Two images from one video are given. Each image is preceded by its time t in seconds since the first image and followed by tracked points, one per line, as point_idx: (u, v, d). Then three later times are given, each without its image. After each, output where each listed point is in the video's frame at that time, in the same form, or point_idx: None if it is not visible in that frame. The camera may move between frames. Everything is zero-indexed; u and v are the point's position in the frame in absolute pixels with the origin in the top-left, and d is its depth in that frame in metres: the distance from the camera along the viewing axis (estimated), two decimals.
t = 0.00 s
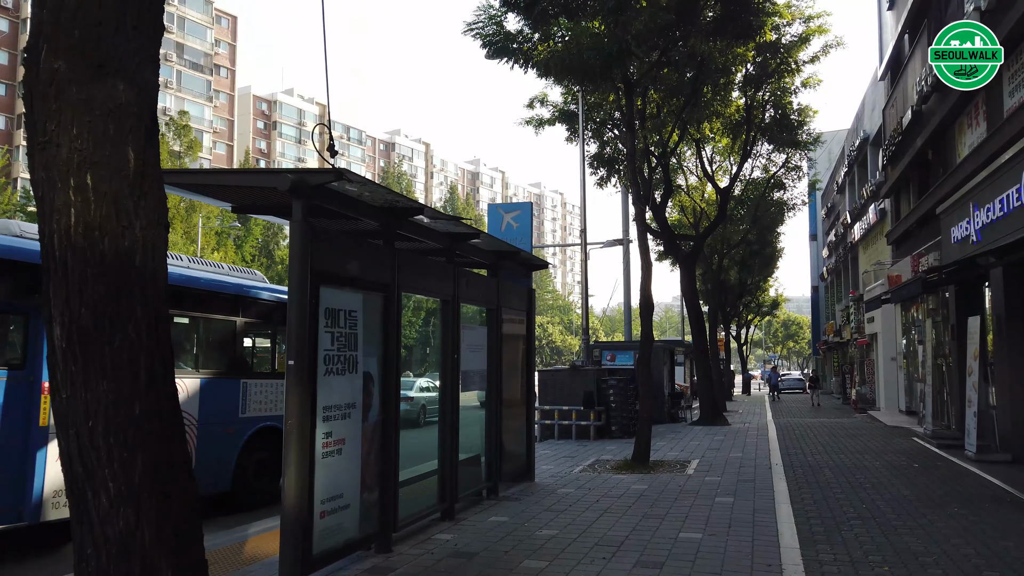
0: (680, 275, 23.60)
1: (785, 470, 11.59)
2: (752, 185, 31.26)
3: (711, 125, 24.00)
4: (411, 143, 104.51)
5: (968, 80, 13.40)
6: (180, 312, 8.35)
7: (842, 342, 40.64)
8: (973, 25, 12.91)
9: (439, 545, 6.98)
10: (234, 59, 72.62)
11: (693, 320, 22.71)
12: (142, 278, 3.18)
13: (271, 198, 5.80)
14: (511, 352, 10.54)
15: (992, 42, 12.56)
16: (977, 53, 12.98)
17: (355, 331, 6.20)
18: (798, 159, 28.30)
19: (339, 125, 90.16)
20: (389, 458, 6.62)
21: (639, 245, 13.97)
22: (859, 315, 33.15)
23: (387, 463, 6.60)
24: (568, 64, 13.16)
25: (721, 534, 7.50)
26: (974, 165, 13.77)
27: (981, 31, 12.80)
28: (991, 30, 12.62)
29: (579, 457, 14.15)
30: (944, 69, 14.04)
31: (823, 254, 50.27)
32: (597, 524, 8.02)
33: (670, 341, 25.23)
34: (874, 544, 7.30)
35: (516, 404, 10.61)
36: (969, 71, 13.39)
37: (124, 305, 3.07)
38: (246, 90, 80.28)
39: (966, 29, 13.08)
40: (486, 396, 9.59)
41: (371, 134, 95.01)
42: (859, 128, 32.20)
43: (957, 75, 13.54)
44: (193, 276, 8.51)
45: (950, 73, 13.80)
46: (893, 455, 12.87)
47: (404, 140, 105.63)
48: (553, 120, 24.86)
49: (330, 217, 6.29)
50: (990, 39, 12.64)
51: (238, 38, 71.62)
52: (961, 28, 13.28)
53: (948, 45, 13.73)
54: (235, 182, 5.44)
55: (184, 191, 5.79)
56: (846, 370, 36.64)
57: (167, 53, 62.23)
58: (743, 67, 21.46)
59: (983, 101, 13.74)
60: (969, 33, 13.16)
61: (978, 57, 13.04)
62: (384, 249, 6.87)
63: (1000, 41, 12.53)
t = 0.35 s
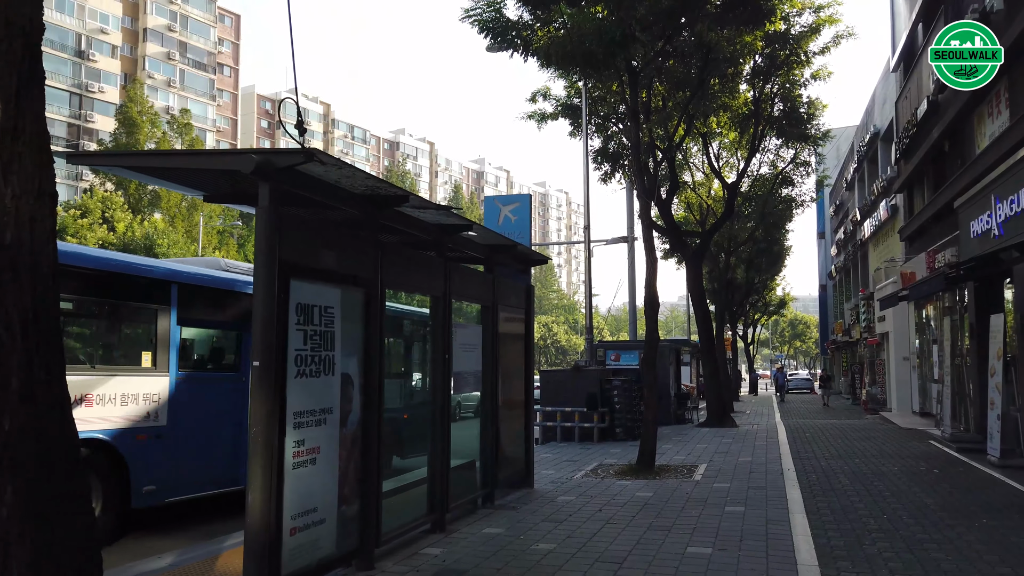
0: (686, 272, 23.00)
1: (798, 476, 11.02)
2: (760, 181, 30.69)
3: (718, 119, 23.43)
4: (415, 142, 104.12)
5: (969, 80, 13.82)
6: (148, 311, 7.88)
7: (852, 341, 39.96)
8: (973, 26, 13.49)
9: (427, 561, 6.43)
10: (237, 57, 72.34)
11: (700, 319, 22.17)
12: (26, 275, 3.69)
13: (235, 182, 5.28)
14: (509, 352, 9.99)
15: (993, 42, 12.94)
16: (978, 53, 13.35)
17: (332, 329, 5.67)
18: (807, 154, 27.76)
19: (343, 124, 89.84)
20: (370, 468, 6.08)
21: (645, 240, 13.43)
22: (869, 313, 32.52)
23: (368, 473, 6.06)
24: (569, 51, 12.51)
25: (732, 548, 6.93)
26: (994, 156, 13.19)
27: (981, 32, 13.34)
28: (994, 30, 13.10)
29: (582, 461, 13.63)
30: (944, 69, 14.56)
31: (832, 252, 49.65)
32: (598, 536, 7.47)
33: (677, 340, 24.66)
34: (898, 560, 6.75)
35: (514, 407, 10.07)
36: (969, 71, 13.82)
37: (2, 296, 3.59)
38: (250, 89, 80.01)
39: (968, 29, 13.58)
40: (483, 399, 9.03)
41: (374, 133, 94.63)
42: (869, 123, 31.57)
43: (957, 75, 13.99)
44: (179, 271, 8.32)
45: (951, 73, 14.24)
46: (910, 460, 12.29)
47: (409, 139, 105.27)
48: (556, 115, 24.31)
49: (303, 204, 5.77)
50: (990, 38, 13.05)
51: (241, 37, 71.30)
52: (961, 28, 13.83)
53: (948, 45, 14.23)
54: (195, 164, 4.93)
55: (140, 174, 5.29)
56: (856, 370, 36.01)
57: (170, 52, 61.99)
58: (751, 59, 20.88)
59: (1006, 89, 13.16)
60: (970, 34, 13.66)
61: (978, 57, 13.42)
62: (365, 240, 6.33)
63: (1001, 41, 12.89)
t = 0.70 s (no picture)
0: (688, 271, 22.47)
1: (803, 483, 10.50)
2: (762, 179, 30.23)
3: (719, 114, 22.97)
4: (416, 142, 103.79)
5: (968, 81, 14.14)
6: (111, 313, 7.37)
7: (855, 342, 39.47)
8: (973, 26, 13.76)
9: None
10: (236, 56, 72.02)
11: (701, 318, 21.67)
12: None
13: (189, 169, 4.80)
14: (500, 353, 9.50)
15: (992, 43, 13.17)
16: (977, 53, 13.65)
17: (297, 329, 5.18)
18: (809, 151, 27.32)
19: (343, 123, 89.55)
20: (341, 481, 5.59)
21: (643, 237, 12.97)
22: (873, 313, 31.98)
23: (339, 485, 5.58)
24: (566, 39, 12.25)
25: (734, 566, 6.42)
26: (1007, 149, 12.72)
27: (981, 32, 13.56)
28: (992, 30, 13.37)
29: (578, 466, 13.15)
30: (944, 69, 14.86)
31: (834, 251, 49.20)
32: (590, 551, 6.96)
33: (678, 341, 24.17)
34: None
35: (505, 411, 9.57)
36: (968, 72, 14.18)
37: None
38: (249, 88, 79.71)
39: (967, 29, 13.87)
40: (472, 402, 8.54)
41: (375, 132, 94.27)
42: (873, 120, 31.10)
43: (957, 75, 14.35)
44: (154, 267, 7.95)
45: (951, 73, 14.63)
46: (921, 466, 11.78)
47: (409, 139, 104.96)
48: (554, 111, 23.82)
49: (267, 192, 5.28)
50: (990, 38, 13.36)
51: (240, 35, 70.95)
52: (961, 28, 14.13)
53: (948, 45, 14.53)
54: (139, 147, 4.45)
55: (83, 160, 4.82)
56: (859, 371, 35.47)
57: (169, 51, 61.67)
58: (753, 53, 20.45)
59: (1019, 78, 12.66)
60: (969, 33, 13.99)
61: (978, 57, 13.69)
62: (339, 233, 5.84)
63: (1000, 41, 13.13)
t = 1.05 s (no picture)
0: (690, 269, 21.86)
1: (814, 488, 9.92)
2: (765, 175, 29.67)
3: (723, 107, 22.43)
4: (416, 141, 103.35)
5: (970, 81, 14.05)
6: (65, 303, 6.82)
7: (860, 341, 38.87)
8: (973, 26, 13.75)
9: None
10: (235, 55, 71.60)
11: (704, 316, 21.10)
12: None
13: (129, 137, 4.24)
14: (491, 350, 8.94)
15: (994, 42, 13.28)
16: (978, 53, 13.66)
17: (254, 320, 4.61)
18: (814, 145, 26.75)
19: (343, 122, 89.12)
20: (305, 488, 5.03)
21: (645, 230, 12.43)
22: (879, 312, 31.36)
23: (304, 494, 5.03)
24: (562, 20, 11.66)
25: None
26: None
27: (981, 32, 13.67)
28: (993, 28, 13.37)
29: (576, 469, 12.58)
30: (944, 69, 14.74)
31: (838, 250, 48.60)
32: (586, 564, 6.39)
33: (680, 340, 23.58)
34: None
35: (496, 410, 9.00)
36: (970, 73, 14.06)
37: None
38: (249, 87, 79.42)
39: (967, 29, 13.89)
40: (460, 405, 7.98)
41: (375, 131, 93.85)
42: (879, 114, 30.58)
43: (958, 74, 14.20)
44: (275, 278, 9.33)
45: (950, 73, 14.52)
46: (937, 469, 11.18)
47: (410, 138, 104.51)
48: (553, 103, 23.27)
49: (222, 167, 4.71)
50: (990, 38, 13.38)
51: (240, 33, 70.61)
52: (961, 28, 14.10)
53: (947, 45, 14.47)
54: (66, 111, 3.88)
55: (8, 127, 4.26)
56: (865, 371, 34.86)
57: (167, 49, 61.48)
58: (757, 43, 19.91)
59: None
60: (967, 35, 13.99)
61: (978, 57, 13.72)
62: (307, 215, 5.27)
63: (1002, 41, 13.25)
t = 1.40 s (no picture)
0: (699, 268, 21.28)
1: (831, 499, 9.36)
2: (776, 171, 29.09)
3: (732, 100, 21.90)
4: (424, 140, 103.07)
5: (971, 80, 15.10)
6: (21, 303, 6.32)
7: (872, 342, 38.19)
8: (973, 27, 14.66)
9: None
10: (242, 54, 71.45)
11: (713, 316, 20.54)
12: None
13: (63, 115, 3.76)
14: (488, 351, 8.42)
15: (993, 43, 14.14)
16: (977, 53, 14.62)
17: (209, 320, 4.10)
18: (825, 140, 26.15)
19: (350, 121, 88.89)
20: (271, 507, 4.53)
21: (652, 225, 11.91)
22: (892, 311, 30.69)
23: (269, 513, 4.52)
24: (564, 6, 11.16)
25: None
26: None
27: (980, 33, 14.54)
28: (991, 30, 14.25)
29: (579, 476, 12.07)
30: (943, 69, 15.80)
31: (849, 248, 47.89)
32: None
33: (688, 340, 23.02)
34: None
35: (493, 413, 8.45)
36: (970, 73, 15.08)
37: None
38: (257, 86, 79.41)
39: (967, 30, 14.90)
40: (451, 410, 7.45)
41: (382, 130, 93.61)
42: (892, 109, 29.96)
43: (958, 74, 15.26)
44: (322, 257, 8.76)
45: (951, 72, 15.57)
46: (960, 477, 10.58)
47: (417, 137, 104.22)
48: (558, 98, 22.76)
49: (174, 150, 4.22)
50: (989, 39, 14.26)
51: (247, 32, 70.60)
52: (962, 29, 15.06)
53: (948, 45, 15.47)
54: None
55: None
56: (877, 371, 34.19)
57: (175, 48, 61.58)
58: (768, 34, 19.37)
59: None
60: (969, 35, 14.98)
61: (977, 57, 14.66)
62: (275, 205, 4.76)
63: (1001, 41, 14.08)
